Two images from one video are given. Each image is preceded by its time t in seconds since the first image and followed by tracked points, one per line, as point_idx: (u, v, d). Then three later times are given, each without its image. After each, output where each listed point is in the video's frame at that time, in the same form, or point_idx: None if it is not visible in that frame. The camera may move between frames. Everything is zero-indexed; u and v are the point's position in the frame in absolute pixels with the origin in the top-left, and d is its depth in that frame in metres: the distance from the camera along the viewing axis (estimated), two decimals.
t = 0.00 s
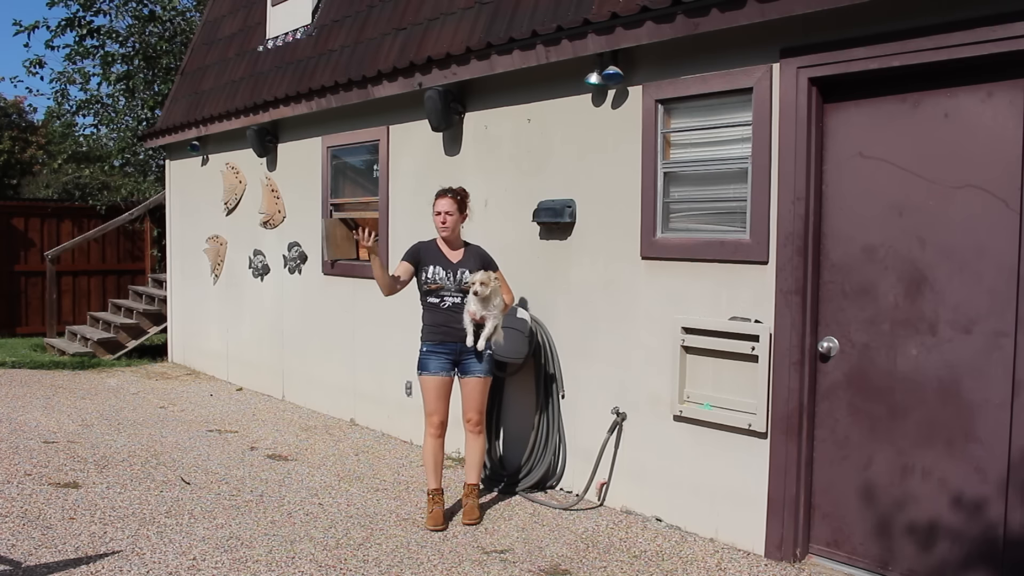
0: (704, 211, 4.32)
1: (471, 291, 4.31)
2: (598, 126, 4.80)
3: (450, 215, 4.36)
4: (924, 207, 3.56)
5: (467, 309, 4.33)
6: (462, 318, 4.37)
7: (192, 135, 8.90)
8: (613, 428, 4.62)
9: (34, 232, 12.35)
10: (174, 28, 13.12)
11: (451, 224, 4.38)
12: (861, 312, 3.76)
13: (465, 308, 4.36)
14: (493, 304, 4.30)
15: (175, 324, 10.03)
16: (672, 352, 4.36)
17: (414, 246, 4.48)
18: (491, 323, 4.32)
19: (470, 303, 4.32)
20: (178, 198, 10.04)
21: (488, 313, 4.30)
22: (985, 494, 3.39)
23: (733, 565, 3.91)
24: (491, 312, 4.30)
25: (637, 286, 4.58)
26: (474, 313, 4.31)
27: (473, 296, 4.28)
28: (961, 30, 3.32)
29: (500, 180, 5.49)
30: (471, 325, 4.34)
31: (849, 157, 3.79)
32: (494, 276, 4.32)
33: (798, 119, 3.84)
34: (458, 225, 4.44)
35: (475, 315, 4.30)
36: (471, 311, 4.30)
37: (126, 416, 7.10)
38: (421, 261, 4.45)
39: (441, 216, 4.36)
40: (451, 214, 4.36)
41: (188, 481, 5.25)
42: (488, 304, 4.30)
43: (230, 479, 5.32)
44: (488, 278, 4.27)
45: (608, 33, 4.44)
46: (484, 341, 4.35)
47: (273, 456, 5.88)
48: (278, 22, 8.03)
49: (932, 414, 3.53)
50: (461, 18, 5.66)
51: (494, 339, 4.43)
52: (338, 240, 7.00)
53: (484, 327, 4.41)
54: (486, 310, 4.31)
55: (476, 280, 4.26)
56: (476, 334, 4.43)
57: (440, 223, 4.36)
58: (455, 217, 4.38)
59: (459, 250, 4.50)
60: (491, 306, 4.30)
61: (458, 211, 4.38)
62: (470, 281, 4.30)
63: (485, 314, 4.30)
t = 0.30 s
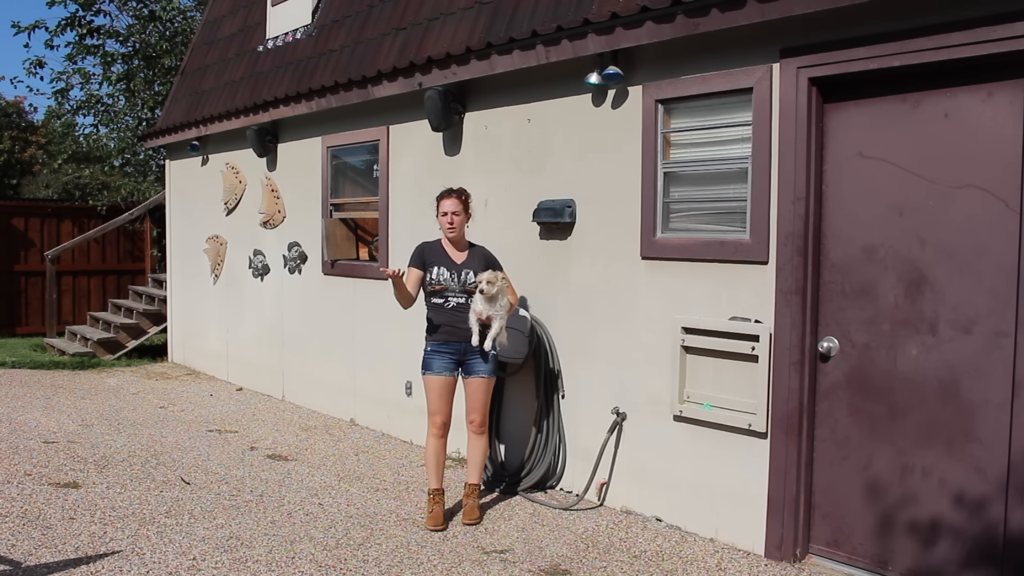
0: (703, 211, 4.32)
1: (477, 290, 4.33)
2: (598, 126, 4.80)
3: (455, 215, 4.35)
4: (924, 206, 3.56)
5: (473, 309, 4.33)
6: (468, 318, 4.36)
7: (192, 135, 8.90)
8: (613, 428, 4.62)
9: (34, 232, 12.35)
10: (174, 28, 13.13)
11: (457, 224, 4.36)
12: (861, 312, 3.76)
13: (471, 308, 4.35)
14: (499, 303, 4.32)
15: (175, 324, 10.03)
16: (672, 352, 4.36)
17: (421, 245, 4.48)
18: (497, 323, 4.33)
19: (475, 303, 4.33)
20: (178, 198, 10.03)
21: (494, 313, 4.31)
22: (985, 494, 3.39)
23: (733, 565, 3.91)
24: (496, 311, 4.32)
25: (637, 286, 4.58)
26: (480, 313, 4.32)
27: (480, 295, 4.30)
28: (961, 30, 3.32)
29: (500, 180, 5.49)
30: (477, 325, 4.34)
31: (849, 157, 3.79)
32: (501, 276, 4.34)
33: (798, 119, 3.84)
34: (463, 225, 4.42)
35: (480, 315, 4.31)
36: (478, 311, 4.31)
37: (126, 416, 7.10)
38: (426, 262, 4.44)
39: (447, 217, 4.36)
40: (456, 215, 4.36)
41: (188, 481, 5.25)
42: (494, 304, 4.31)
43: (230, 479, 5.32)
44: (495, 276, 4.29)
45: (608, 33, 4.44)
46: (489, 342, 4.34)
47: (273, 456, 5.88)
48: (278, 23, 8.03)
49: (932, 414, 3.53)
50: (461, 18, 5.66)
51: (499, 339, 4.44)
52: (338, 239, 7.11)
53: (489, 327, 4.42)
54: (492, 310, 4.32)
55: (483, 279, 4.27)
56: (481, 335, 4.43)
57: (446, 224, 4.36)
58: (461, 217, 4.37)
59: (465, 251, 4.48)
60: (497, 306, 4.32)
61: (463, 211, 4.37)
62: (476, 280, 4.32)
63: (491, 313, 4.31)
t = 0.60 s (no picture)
0: (703, 211, 4.32)
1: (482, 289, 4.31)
2: (598, 126, 4.80)
3: (458, 217, 4.36)
4: (924, 207, 3.56)
5: (477, 308, 4.32)
6: (472, 318, 4.35)
7: (192, 135, 8.90)
8: (613, 428, 4.62)
9: (34, 232, 12.35)
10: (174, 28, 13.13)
11: (460, 225, 4.38)
12: (861, 312, 3.76)
13: (474, 307, 4.35)
14: (503, 301, 4.31)
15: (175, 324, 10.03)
16: (672, 352, 4.36)
17: (421, 245, 4.44)
18: (502, 322, 4.33)
19: (480, 302, 4.32)
20: (178, 198, 10.03)
21: (498, 311, 4.30)
22: (985, 494, 3.39)
23: (733, 565, 3.91)
24: (501, 310, 4.31)
25: (637, 286, 4.58)
26: (484, 312, 4.31)
27: (484, 294, 4.29)
28: (961, 30, 3.32)
29: (500, 179, 5.49)
30: (481, 325, 4.33)
31: (849, 157, 3.79)
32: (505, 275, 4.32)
33: (798, 119, 3.84)
34: (464, 227, 4.44)
35: (485, 314, 4.31)
36: (483, 310, 4.30)
37: (126, 416, 7.10)
38: (427, 262, 4.40)
39: (449, 219, 4.35)
40: (458, 216, 4.36)
41: (188, 481, 5.25)
42: (498, 302, 4.30)
43: (230, 479, 5.32)
44: (500, 276, 4.28)
45: (608, 33, 4.44)
46: (494, 343, 4.34)
47: (273, 456, 5.88)
48: (278, 22, 8.03)
49: (932, 414, 3.53)
50: (461, 18, 5.66)
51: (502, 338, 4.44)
52: (338, 239, 7.13)
53: (490, 327, 4.42)
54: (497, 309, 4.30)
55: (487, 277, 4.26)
56: (484, 335, 4.44)
57: (448, 225, 4.36)
58: (462, 219, 4.38)
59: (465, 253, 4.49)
60: (502, 305, 4.30)
61: (465, 212, 4.38)
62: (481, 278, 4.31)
63: (495, 312, 4.30)
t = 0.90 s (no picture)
0: (703, 211, 4.32)
1: (483, 289, 4.35)
2: (598, 126, 4.80)
3: (455, 216, 4.35)
4: (924, 207, 3.56)
5: (478, 309, 4.35)
6: (473, 318, 4.37)
7: (192, 135, 8.90)
8: (613, 428, 4.62)
9: (34, 232, 12.35)
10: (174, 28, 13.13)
11: (458, 225, 4.37)
12: (861, 312, 3.76)
13: (475, 308, 4.37)
14: (504, 301, 4.36)
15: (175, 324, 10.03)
16: (672, 353, 4.36)
17: (420, 247, 4.44)
18: (503, 322, 4.38)
19: (481, 303, 4.35)
20: (178, 198, 10.03)
21: (501, 311, 4.35)
22: (985, 493, 3.39)
23: (733, 565, 3.91)
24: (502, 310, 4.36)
25: (637, 286, 4.58)
26: (486, 313, 4.34)
27: (488, 295, 4.32)
28: (961, 31, 3.32)
29: (500, 179, 5.49)
30: (482, 325, 4.36)
31: (849, 158, 3.79)
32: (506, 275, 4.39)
33: (798, 119, 3.84)
34: (462, 227, 4.43)
35: (487, 315, 4.34)
36: (485, 310, 4.33)
37: (126, 416, 7.10)
38: (426, 262, 4.39)
39: (447, 219, 4.34)
40: (456, 216, 4.36)
41: (188, 481, 5.25)
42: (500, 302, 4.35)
43: (230, 479, 5.32)
44: (504, 276, 4.34)
45: (608, 33, 4.44)
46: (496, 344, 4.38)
47: (273, 456, 5.88)
48: (278, 22, 8.03)
49: (932, 414, 3.53)
50: (461, 18, 5.66)
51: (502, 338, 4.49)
52: (338, 239, 7.13)
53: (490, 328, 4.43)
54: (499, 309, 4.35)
55: (489, 278, 4.30)
56: (485, 335, 4.44)
57: (446, 225, 4.35)
58: (460, 219, 4.38)
59: (463, 253, 4.48)
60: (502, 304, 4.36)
61: (462, 212, 4.38)
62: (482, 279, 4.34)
63: (497, 312, 4.34)
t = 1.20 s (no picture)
0: (703, 211, 4.32)
1: (487, 288, 4.29)
2: (598, 126, 4.80)
3: (454, 216, 4.35)
4: (924, 207, 3.56)
5: (477, 309, 4.32)
6: (473, 319, 4.36)
7: (192, 135, 8.90)
8: (612, 428, 4.62)
9: (34, 232, 12.35)
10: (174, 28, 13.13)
11: (456, 224, 4.36)
12: (861, 312, 3.76)
13: (474, 309, 4.35)
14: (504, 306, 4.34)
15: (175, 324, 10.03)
16: (672, 352, 4.36)
17: (420, 246, 4.45)
18: (501, 323, 4.36)
19: (484, 302, 4.30)
20: (178, 198, 10.03)
21: (500, 313, 4.33)
22: (986, 493, 3.39)
23: (733, 565, 3.91)
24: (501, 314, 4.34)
25: (637, 286, 4.58)
26: (484, 314, 4.31)
27: (489, 296, 4.28)
28: (961, 30, 3.32)
29: (500, 180, 5.49)
30: (480, 325, 4.34)
31: (849, 157, 3.79)
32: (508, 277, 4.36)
33: (798, 119, 3.84)
34: (461, 226, 4.42)
35: (486, 316, 4.31)
36: (486, 311, 4.30)
37: (126, 416, 7.10)
38: (427, 263, 4.41)
39: (446, 218, 4.34)
40: (455, 216, 4.35)
41: (188, 481, 5.25)
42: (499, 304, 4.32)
43: (230, 479, 5.32)
44: (506, 277, 4.30)
45: (608, 33, 4.44)
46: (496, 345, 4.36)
47: (273, 456, 5.88)
48: (278, 22, 8.03)
49: (932, 414, 3.53)
50: (460, 18, 5.66)
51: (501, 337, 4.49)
52: (338, 239, 7.13)
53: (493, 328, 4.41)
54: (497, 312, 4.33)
55: (495, 279, 4.28)
56: (485, 335, 4.44)
57: (444, 225, 4.34)
58: (459, 218, 4.36)
59: (464, 252, 4.48)
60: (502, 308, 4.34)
61: (462, 212, 4.37)
62: (484, 279, 4.30)
63: (496, 314, 4.31)
